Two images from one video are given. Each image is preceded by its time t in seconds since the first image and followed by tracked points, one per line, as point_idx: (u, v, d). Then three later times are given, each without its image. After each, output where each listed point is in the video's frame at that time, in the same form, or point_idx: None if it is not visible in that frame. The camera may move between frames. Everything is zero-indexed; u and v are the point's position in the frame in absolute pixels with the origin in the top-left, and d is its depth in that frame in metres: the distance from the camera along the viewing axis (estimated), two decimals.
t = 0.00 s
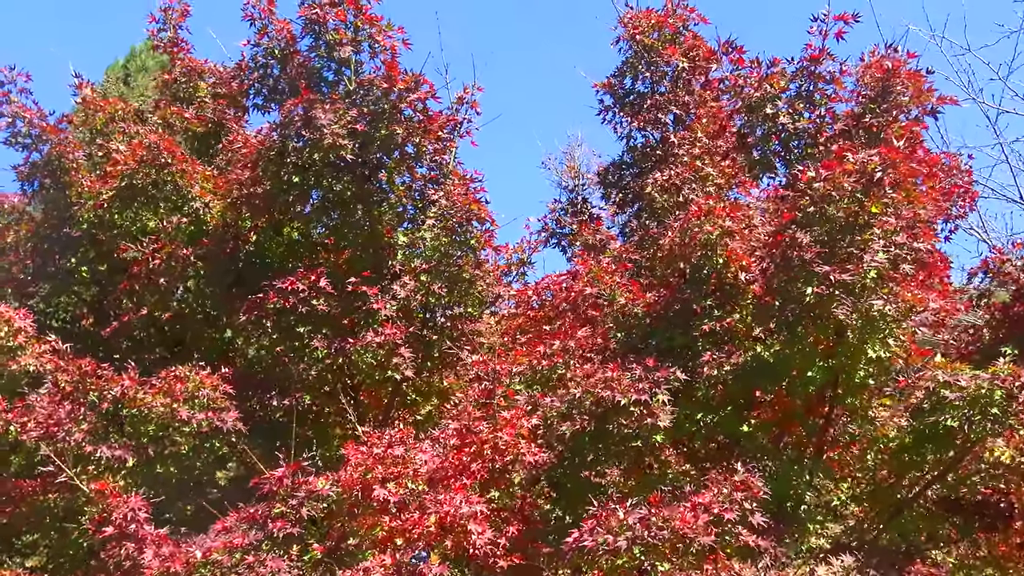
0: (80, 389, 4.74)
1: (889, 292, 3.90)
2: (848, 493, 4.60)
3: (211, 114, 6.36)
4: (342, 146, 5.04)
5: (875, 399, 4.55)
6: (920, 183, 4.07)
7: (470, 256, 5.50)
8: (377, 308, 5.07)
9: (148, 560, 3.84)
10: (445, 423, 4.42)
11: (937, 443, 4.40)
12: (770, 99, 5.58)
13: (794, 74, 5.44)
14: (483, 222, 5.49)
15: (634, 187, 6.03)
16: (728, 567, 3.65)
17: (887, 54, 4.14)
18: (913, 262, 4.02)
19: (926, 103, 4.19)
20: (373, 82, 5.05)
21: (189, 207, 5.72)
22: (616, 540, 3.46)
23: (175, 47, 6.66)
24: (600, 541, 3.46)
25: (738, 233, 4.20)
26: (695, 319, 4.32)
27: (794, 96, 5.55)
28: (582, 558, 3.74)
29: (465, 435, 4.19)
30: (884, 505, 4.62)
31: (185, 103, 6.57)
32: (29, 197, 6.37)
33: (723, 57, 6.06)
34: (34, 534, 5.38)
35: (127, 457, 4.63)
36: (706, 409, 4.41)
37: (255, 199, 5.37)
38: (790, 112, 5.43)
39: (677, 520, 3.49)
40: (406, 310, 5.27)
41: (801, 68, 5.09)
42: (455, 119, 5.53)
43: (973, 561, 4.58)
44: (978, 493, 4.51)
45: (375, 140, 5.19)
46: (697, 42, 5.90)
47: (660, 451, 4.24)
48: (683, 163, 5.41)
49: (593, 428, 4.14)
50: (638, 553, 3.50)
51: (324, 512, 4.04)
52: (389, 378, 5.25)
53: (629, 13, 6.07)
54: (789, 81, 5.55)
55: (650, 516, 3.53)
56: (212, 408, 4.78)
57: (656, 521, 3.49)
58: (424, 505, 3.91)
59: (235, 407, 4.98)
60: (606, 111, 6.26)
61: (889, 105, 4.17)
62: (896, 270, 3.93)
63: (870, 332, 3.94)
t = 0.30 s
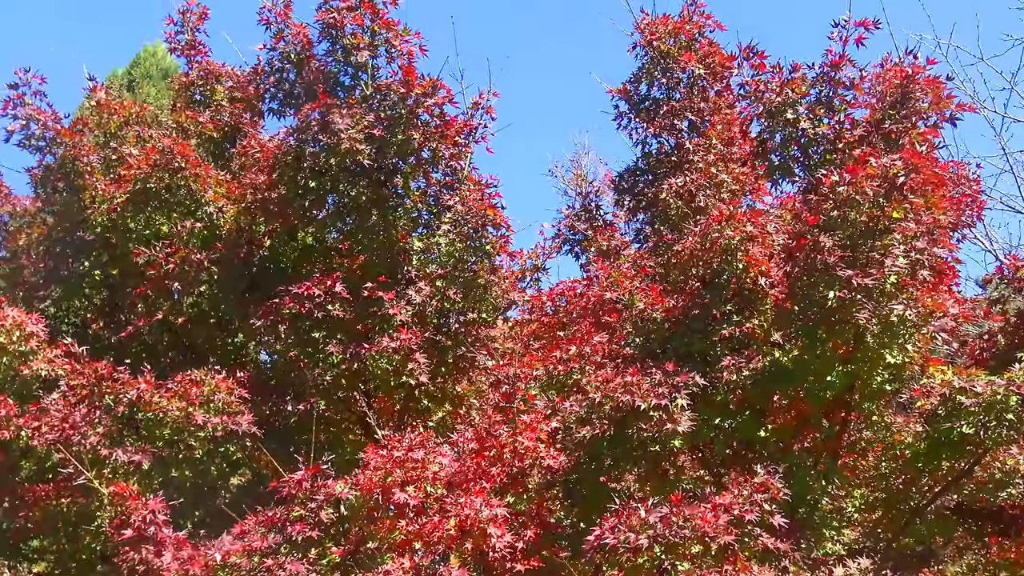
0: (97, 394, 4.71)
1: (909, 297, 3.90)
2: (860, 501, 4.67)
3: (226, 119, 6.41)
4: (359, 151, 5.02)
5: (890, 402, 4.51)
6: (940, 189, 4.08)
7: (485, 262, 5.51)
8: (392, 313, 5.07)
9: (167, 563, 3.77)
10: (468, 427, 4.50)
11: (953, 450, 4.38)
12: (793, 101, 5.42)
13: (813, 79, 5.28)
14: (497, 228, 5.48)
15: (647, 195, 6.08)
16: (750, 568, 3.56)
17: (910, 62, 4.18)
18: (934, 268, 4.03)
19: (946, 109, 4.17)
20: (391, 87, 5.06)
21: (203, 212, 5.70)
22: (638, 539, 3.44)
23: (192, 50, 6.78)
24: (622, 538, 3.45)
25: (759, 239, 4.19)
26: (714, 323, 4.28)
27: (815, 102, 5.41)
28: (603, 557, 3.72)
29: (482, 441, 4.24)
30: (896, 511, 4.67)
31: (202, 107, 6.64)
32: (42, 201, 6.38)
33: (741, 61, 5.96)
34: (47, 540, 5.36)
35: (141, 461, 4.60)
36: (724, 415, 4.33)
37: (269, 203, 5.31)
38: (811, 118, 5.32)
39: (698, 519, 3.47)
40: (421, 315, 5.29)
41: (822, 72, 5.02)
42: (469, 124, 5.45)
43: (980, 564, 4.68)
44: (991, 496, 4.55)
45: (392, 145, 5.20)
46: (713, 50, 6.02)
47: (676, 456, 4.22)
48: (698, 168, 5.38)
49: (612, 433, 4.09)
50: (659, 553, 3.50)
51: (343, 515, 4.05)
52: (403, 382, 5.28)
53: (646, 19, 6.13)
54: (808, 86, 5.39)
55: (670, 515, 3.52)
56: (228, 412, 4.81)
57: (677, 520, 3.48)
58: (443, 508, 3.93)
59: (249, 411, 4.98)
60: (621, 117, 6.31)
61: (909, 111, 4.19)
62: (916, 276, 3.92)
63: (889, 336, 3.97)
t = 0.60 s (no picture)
0: (111, 398, 4.73)
1: (927, 303, 3.90)
2: (874, 508, 4.59)
3: (235, 125, 6.36)
4: (376, 155, 5.08)
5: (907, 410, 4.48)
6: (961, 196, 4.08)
7: (498, 269, 5.50)
8: (407, 318, 5.03)
9: (186, 569, 3.77)
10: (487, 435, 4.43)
11: (971, 456, 4.35)
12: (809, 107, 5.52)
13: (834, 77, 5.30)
14: (512, 234, 5.51)
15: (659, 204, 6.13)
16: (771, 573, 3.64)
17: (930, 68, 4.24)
18: (955, 273, 4.04)
19: (964, 116, 4.24)
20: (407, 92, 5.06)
21: (216, 217, 5.70)
22: (666, 545, 3.44)
23: (199, 57, 6.66)
24: (651, 544, 3.46)
25: (778, 243, 4.21)
26: (733, 329, 4.32)
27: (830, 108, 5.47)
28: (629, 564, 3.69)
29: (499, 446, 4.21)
30: (913, 523, 4.61)
31: (208, 113, 6.52)
32: (50, 206, 6.34)
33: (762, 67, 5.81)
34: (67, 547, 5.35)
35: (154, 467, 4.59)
36: (742, 419, 4.36)
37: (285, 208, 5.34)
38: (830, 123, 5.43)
39: (727, 526, 3.49)
40: (436, 321, 5.24)
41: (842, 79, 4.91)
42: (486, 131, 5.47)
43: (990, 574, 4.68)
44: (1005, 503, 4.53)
45: (408, 150, 5.21)
46: (726, 57, 6.13)
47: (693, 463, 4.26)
48: (711, 175, 5.61)
49: (633, 438, 4.10)
50: (686, 561, 3.53)
51: (362, 523, 4.01)
52: (415, 391, 5.21)
53: (659, 26, 6.20)
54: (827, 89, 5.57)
55: (697, 523, 3.52)
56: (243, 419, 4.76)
57: (704, 526, 3.49)
58: (463, 513, 3.90)
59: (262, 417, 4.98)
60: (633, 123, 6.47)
61: (928, 116, 4.22)
62: (936, 282, 3.92)
63: (910, 341, 3.95)
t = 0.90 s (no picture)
0: (125, 402, 4.64)
1: (952, 306, 3.95)
2: (893, 515, 4.52)
3: (248, 130, 6.38)
4: (392, 160, 5.03)
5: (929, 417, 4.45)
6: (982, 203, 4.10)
7: (513, 273, 5.47)
8: (421, 324, 5.00)
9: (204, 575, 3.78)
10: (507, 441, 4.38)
11: (990, 462, 4.35)
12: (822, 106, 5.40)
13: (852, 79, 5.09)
14: (526, 240, 5.47)
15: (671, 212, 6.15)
16: None
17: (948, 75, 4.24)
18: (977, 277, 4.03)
19: (986, 122, 4.18)
20: (424, 97, 5.04)
21: (228, 222, 5.66)
22: (693, 554, 3.41)
23: (212, 63, 6.72)
24: (679, 553, 3.42)
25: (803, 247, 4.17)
26: (755, 334, 4.30)
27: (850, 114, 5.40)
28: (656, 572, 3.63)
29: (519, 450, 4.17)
30: (927, 529, 4.62)
31: (221, 118, 6.55)
32: (59, 211, 6.31)
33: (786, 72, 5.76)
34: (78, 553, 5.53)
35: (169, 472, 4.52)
36: (763, 425, 4.32)
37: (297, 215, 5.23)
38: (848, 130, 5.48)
39: (754, 534, 3.43)
40: (449, 327, 5.21)
41: (863, 84, 4.87)
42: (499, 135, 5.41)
43: None
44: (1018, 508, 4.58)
45: (423, 155, 5.18)
46: (737, 64, 6.14)
47: (710, 469, 4.29)
48: (722, 182, 5.79)
49: (655, 442, 4.10)
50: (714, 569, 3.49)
51: (377, 528, 4.01)
52: (429, 397, 5.19)
53: (672, 33, 6.23)
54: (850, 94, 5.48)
55: (725, 531, 3.47)
56: (258, 424, 4.81)
57: (731, 535, 3.44)
58: (485, 519, 3.87)
59: (275, 422, 4.99)
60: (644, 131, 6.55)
61: (948, 122, 4.23)
62: (957, 287, 3.96)
63: (933, 348, 4.04)
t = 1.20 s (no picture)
0: (139, 404, 4.59)
1: (975, 311, 3.96)
2: (909, 522, 4.48)
3: (260, 133, 6.35)
4: (411, 163, 5.02)
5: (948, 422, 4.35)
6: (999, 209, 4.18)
7: (526, 277, 5.45)
8: (438, 328, 4.97)
9: None
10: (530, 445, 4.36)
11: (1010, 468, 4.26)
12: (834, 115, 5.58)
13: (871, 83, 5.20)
14: (541, 243, 5.46)
15: (688, 218, 6.21)
16: None
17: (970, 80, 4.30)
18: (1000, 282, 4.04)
19: (1004, 127, 4.25)
20: (443, 99, 5.02)
21: (241, 224, 5.60)
22: (721, 552, 3.38)
23: (224, 65, 6.64)
24: (707, 552, 3.41)
25: (827, 250, 4.16)
26: (776, 338, 4.27)
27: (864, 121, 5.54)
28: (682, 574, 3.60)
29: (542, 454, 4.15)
30: (941, 538, 4.61)
31: (234, 120, 6.50)
32: (70, 212, 6.29)
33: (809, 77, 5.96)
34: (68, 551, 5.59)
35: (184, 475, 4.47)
36: (782, 429, 4.29)
37: (317, 216, 5.33)
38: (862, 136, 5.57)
39: (779, 534, 3.40)
40: (465, 331, 5.19)
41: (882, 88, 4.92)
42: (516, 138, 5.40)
43: None
44: None
45: (442, 157, 5.19)
46: (751, 71, 6.21)
47: (728, 474, 4.31)
48: (735, 189, 5.92)
49: (677, 446, 4.07)
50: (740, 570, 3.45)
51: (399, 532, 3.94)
52: (443, 402, 5.18)
53: (687, 40, 6.28)
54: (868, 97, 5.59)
55: (751, 530, 3.45)
56: (273, 427, 4.77)
57: (758, 534, 3.41)
58: (508, 523, 3.83)
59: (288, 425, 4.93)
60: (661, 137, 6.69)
61: (970, 127, 4.28)
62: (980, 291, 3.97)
63: (955, 353, 3.99)
